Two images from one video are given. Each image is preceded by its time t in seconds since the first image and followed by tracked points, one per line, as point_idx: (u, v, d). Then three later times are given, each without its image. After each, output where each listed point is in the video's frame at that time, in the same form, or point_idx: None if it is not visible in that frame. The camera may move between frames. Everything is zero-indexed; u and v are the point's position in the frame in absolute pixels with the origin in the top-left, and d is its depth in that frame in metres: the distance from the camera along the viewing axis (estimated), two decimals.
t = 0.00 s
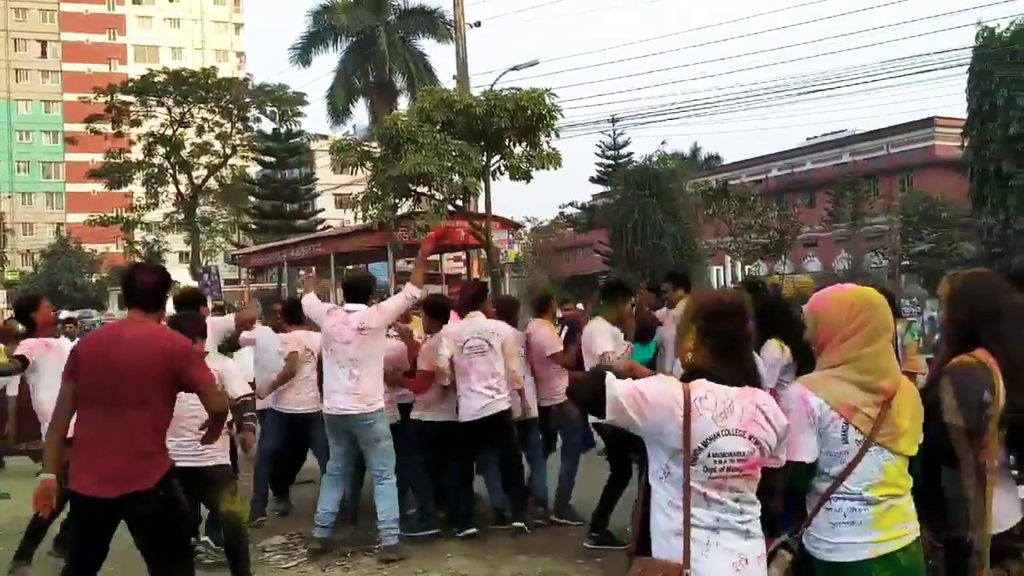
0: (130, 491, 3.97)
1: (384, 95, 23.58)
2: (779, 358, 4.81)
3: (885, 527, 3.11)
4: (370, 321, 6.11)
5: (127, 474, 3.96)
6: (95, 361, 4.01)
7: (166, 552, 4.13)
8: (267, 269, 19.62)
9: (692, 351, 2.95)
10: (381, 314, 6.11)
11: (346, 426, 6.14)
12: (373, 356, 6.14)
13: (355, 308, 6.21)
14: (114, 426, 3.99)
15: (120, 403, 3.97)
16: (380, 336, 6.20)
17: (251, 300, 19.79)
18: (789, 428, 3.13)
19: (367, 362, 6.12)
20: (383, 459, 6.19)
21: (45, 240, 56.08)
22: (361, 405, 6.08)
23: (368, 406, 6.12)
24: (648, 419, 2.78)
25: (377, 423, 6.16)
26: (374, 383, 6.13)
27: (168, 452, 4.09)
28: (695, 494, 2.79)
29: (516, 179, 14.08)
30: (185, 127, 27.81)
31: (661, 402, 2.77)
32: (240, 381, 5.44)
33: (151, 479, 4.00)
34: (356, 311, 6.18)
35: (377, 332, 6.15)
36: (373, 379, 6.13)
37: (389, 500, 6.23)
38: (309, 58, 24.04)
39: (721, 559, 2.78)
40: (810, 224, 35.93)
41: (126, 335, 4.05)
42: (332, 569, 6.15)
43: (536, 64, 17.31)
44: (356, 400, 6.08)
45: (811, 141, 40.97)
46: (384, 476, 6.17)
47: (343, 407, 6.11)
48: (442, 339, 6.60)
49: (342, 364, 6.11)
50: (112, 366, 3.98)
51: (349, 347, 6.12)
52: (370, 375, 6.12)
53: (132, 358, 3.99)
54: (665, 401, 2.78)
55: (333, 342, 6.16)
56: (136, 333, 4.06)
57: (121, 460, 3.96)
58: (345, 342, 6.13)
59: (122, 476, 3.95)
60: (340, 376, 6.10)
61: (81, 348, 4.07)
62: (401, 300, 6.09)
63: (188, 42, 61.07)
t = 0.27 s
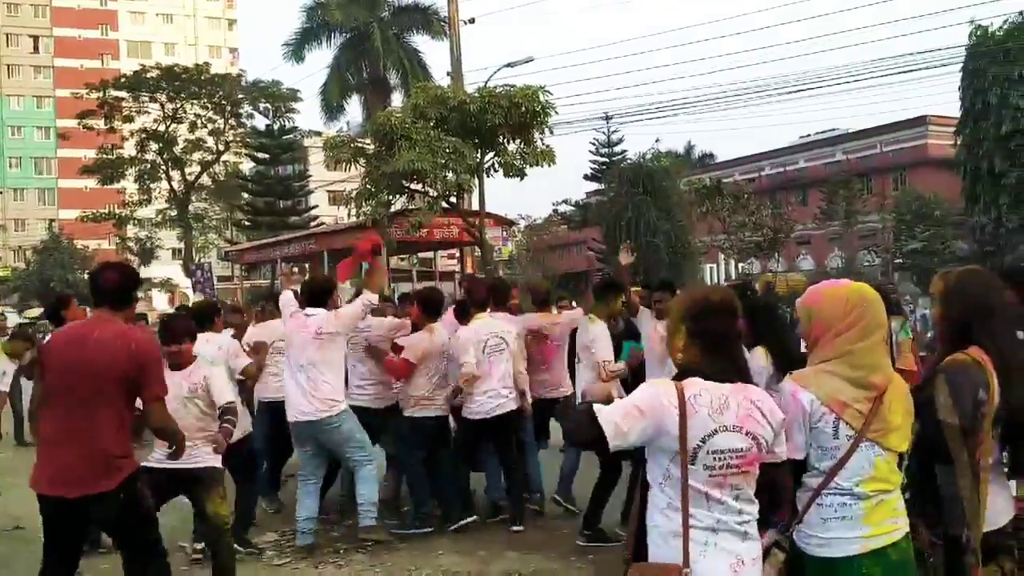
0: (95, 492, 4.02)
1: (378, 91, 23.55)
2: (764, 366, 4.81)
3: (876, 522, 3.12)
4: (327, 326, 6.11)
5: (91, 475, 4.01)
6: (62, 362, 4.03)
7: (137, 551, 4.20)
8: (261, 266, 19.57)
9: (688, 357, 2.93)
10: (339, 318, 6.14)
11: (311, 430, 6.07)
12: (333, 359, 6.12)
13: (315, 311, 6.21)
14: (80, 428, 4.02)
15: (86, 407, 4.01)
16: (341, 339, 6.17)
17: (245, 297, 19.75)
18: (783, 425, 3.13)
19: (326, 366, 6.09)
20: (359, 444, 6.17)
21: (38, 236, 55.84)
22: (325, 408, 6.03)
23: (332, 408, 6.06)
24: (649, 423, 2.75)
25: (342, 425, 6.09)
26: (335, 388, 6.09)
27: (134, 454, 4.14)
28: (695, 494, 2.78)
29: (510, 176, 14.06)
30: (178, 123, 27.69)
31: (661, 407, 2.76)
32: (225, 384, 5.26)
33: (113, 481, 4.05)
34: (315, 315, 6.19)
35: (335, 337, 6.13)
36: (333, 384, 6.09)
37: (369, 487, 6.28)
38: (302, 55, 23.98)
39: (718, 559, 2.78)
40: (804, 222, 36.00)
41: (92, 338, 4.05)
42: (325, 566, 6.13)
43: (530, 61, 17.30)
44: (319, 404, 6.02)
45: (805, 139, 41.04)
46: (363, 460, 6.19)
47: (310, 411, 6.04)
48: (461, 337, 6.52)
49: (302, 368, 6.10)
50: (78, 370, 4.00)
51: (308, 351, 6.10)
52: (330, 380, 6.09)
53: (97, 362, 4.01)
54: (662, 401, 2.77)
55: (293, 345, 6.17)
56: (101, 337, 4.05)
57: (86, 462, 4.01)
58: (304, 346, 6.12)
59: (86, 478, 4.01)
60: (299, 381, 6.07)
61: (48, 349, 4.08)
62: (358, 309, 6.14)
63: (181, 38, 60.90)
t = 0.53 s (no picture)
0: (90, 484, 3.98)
1: (373, 88, 23.52)
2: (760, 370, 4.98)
3: (863, 519, 3.13)
4: (296, 328, 6.04)
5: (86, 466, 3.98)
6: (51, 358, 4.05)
7: (137, 548, 4.11)
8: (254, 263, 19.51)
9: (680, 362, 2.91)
10: (306, 318, 6.08)
11: (291, 438, 6.03)
12: (304, 361, 6.06)
13: (285, 315, 6.15)
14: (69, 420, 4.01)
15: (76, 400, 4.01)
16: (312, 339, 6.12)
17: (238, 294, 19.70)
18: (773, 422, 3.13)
19: (297, 368, 6.03)
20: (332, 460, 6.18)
21: (31, 233, 55.61)
22: (302, 413, 5.99)
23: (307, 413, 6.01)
24: (652, 432, 2.72)
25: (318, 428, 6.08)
26: (309, 390, 6.03)
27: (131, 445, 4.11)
28: (695, 498, 2.76)
29: (505, 174, 14.07)
30: (173, 120, 27.62)
31: (662, 414, 2.74)
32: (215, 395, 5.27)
33: (107, 472, 3.99)
34: (283, 318, 6.12)
35: (307, 335, 6.08)
36: (308, 387, 6.03)
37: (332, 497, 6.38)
38: (298, 52, 23.93)
39: (712, 563, 2.78)
40: (798, 221, 36.07)
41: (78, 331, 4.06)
42: (318, 565, 6.12)
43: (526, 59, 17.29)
44: (299, 409, 5.98)
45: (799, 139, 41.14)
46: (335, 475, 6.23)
47: (288, 418, 6.00)
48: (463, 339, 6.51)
49: (275, 373, 6.03)
50: (65, 365, 4.01)
51: (282, 355, 6.04)
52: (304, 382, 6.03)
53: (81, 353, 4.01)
54: (661, 406, 2.75)
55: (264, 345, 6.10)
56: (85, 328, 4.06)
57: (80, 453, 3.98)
58: (274, 349, 6.05)
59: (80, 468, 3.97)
60: (276, 383, 6.02)
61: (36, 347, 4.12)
62: (329, 301, 6.07)
63: (176, 35, 60.74)
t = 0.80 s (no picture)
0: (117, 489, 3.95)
1: (367, 87, 23.51)
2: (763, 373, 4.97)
3: (858, 519, 3.14)
4: (278, 311, 5.98)
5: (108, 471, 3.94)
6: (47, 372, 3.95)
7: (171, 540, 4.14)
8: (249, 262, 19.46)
9: (671, 358, 2.91)
10: (287, 303, 5.98)
11: (275, 420, 6.03)
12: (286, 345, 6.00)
13: (268, 299, 6.09)
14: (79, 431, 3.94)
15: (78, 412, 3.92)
16: (294, 326, 6.06)
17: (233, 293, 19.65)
18: (768, 419, 3.14)
19: (279, 352, 5.99)
20: (319, 444, 6.21)
21: (24, 232, 55.47)
22: (283, 395, 5.98)
23: (288, 396, 6.00)
24: (643, 432, 2.72)
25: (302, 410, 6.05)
26: (289, 373, 6.00)
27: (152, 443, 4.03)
28: (689, 498, 2.77)
29: (500, 174, 14.08)
30: (167, 119, 27.59)
31: (655, 415, 2.74)
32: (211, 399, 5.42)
33: (134, 475, 3.95)
34: (267, 301, 6.06)
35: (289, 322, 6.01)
36: (288, 370, 6.00)
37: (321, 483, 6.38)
38: (292, 50, 23.90)
39: (710, 561, 2.78)
40: (792, 220, 36.15)
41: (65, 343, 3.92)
42: (313, 565, 6.10)
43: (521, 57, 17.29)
44: (280, 391, 5.98)
45: (794, 138, 41.22)
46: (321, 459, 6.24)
47: (268, 399, 6.00)
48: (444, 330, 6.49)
49: (258, 357, 6.03)
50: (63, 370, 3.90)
51: (264, 341, 6.01)
52: (285, 364, 6.00)
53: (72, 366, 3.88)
54: (654, 408, 2.74)
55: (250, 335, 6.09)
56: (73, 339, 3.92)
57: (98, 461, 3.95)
58: (258, 333, 6.03)
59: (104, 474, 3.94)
60: (259, 372, 6.02)
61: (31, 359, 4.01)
62: (305, 286, 5.96)
63: (170, 33, 60.65)
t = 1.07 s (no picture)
0: (109, 488, 3.94)
1: (359, 87, 23.46)
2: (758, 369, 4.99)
3: (849, 520, 3.13)
4: (259, 322, 5.91)
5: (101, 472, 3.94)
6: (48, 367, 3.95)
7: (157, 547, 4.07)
8: (239, 262, 19.40)
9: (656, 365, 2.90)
10: (269, 314, 5.92)
11: (258, 431, 5.97)
12: (267, 357, 5.95)
13: (250, 308, 6.05)
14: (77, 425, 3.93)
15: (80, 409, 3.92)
16: (274, 337, 6.00)
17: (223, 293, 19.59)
18: (757, 420, 3.15)
19: (261, 365, 5.94)
20: (303, 453, 6.16)
21: (13, 231, 55.20)
22: (263, 407, 5.91)
23: (270, 408, 5.94)
24: (627, 436, 2.73)
25: (287, 420, 6.00)
26: (271, 385, 5.94)
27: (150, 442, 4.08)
28: (677, 501, 2.77)
29: (492, 174, 14.07)
30: (157, 118, 27.48)
31: (640, 419, 2.74)
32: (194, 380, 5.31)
33: (135, 470, 3.98)
34: (250, 312, 6.01)
35: (268, 332, 5.95)
36: (269, 382, 5.94)
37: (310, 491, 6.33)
38: (283, 49, 23.83)
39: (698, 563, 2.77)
40: (783, 220, 36.26)
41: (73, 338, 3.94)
42: (303, 565, 6.08)
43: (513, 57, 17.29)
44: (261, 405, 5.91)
45: (785, 139, 41.31)
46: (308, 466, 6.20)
47: (251, 411, 5.95)
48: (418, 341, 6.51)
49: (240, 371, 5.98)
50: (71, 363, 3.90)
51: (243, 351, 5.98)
52: (265, 377, 5.94)
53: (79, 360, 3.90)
54: (640, 412, 2.74)
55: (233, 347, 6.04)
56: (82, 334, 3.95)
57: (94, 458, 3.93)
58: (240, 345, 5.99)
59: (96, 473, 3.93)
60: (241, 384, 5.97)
61: (28, 351, 3.98)
62: (288, 298, 5.88)
63: (161, 32, 60.43)
